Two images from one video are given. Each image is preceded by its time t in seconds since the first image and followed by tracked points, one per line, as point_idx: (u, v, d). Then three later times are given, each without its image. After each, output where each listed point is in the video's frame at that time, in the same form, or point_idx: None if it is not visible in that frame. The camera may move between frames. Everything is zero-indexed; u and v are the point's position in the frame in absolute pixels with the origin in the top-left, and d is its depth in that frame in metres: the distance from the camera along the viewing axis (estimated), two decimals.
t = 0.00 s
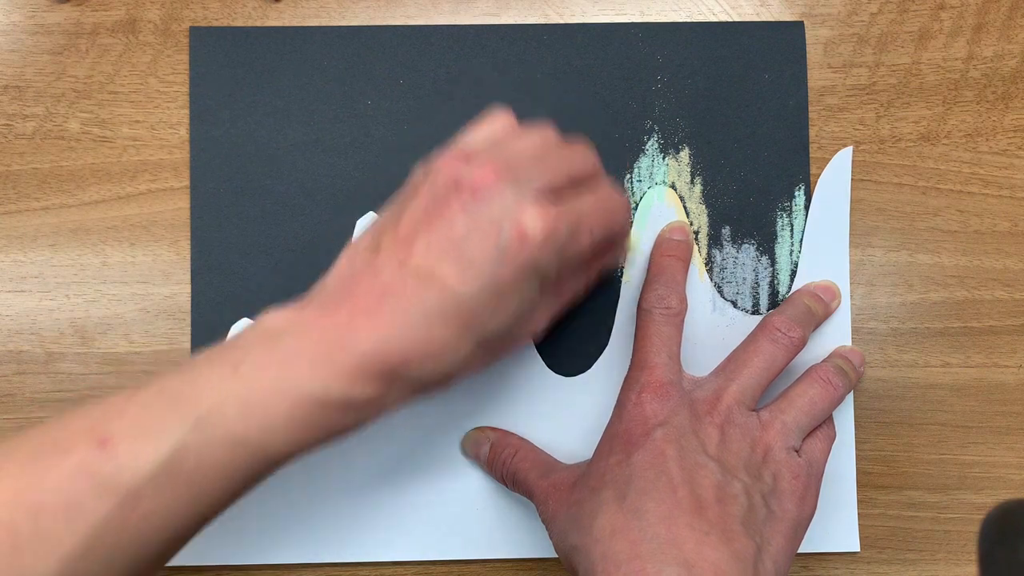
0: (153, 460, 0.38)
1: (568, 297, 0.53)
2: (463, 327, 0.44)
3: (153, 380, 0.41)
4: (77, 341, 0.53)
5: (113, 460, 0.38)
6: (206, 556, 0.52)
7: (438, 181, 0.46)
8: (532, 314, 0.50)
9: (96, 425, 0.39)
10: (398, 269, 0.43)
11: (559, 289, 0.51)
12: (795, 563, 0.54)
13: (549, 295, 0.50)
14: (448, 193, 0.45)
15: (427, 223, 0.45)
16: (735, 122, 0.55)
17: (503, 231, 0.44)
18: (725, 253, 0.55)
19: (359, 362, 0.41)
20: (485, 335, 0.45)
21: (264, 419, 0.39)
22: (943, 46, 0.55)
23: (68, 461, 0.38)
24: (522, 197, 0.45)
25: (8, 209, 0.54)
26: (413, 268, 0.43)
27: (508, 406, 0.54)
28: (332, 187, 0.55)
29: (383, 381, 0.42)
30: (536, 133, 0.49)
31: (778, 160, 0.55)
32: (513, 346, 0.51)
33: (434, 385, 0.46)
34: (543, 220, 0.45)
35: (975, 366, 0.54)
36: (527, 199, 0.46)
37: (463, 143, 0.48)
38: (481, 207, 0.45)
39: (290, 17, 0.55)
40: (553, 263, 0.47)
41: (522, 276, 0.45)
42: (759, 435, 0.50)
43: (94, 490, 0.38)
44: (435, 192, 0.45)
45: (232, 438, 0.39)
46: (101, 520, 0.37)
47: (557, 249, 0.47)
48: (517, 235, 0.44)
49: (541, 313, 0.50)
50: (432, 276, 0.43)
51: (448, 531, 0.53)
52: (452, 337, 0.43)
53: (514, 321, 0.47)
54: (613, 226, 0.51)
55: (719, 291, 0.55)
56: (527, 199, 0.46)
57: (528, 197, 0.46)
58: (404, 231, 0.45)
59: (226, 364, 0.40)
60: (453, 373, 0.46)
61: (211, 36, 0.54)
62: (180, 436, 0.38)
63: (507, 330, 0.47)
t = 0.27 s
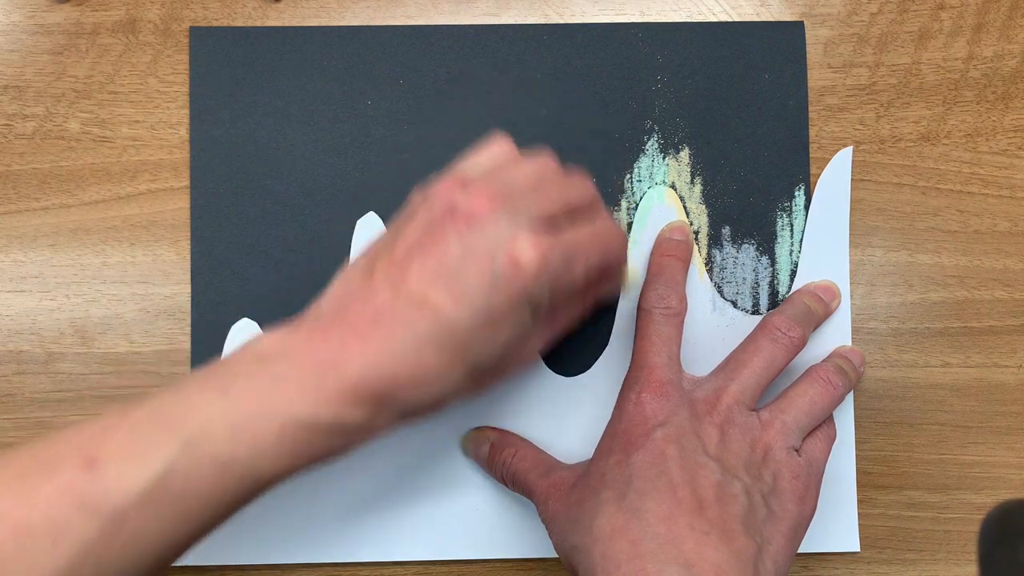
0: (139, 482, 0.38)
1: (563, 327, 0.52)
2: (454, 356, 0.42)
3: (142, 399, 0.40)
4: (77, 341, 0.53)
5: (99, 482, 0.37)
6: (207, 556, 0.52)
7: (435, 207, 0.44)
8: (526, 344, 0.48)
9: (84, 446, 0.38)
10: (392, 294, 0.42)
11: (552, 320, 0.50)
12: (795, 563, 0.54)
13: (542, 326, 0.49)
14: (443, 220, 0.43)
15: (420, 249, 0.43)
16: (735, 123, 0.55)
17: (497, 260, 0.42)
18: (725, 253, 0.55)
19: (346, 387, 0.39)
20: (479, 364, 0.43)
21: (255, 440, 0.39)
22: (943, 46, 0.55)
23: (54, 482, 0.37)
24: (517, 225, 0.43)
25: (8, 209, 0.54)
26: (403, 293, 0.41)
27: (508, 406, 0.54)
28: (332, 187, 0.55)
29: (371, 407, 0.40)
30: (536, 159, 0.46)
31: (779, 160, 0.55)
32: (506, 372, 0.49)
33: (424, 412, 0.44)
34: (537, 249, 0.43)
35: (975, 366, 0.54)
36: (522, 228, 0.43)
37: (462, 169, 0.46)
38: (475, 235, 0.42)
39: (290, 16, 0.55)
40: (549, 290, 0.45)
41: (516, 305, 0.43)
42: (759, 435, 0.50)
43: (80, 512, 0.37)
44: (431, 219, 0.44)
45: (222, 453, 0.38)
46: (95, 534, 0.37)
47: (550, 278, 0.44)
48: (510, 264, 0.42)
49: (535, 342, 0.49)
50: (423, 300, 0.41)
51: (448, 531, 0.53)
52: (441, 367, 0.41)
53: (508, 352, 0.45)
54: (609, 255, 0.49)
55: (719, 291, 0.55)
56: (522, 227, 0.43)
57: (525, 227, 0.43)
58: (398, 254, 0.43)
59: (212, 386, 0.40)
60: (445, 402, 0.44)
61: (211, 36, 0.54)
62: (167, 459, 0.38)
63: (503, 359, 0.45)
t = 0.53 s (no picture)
0: (133, 488, 0.38)
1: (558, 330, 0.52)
2: (450, 360, 0.41)
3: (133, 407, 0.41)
4: (77, 341, 0.53)
5: (92, 488, 0.38)
6: (206, 558, 0.52)
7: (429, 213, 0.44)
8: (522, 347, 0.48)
9: (76, 451, 0.39)
10: (387, 299, 0.41)
11: (549, 323, 0.50)
12: (795, 563, 0.54)
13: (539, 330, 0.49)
14: (438, 226, 0.43)
15: (414, 253, 0.42)
16: (735, 123, 0.55)
17: (492, 264, 0.41)
18: (725, 253, 0.55)
19: (342, 396, 0.39)
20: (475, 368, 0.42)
21: (249, 442, 0.39)
22: (943, 46, 0.55)
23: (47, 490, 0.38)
24: (515, 228, 0.43)
25: (8, 209, 0.54)
26: (398, 300, 0.41)
27: (507, 405, 0.54)
28: (332, 187, 0.55)
29: (366, 413, 0.40)
30: (528, 164, 0.46)
31: (778, 160, 0.55)
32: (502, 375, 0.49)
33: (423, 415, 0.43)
34: (534, 254, 0.43)
35: (975, 366, 0.54)
36: (518, 231, 0.43)
37: (457, 173, 0.46)
38: (471, 240, 0.42)
39: (290, 16, 0.55)
40: (545, 298, 0.44)
41: (513, 311, 0.42)
42: (759, 435, 0.50)
43: (78, 513, 0.38)
44: (426, 224, 0.43)
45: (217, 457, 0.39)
46: (92, 534, 0.38)
47: (548, 282, 0.44)
48: (505, 270, 0.41)
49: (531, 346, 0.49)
50: (419, 306, 0.40)
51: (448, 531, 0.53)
52: (436, 372, 0.40)
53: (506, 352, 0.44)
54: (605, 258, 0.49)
55: (719, 291, 0.55)
56: (518, 231, 0.43)
57: (519, 232, 0.43)
58: (393, 259, 0.43)
59: (208, 391, 0.40)
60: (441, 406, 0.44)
61: (211, 35, 0.54)
62: (166, 452, 0.38)
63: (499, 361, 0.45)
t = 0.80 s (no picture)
0: (133, 484, 0.38)
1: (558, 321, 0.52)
2: (447, 355, 0.42)
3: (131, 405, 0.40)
4: (77, 341, 0.53)
5: (89, 486, 0.37)
6: (207, 557, 0.52)
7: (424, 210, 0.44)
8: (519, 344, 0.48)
9: (74, 449, 0.38)
10: (384, 296, 0.42)
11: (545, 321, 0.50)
12: (795, 563, 0.54)
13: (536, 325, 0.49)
14: (433, 223, 0.44)
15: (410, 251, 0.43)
16: (735, 122, 0.55)
17: (487, 261, 0.43)
18: (725, 253, 0.55)
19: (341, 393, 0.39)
20: (472, 362, 0.43)
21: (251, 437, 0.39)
22: (943, 46, 0.55)
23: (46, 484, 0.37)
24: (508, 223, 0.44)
25: (8, 209, 0.54)
26: (396, 297, 0.42)
27: (507, 405, 0.54)
28: (332, 187, 0.55)
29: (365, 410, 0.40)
30: (522, 159, 0.47)
31: (778, 160, 0.55)
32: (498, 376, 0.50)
33: (420, 413, 0.44)
34: (526, 248, 0.44)
35: (975, 366, 0.54)
36: (511, 227, 0.44)
37: (452, 172, 0.46)
38: (466, 234, 0.43)
39: (290, 16, 0.55)
40: (538, 290, 0.45)
41: (507, 305, 0.43)
42: (759, 435, 0.50)
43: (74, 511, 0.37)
44: (422, 222, 0.44)
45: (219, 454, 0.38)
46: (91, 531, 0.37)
47: (541, 275, 0.45)
48: (501, 263, 0.43)
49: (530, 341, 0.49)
50: (417, 303, 0.41)
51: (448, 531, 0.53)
52: (434, 366, 0.41)
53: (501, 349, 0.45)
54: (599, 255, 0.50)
55: (719, 291, 0.55)
56: (511, 226, 0.44)
57: (513, 228, 0.44)
58: (389, 258, 0.43)
59: (207, 390, 0.39)
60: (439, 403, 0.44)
61: (211, 35, 0.54)
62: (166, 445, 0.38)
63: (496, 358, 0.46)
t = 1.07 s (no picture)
0: (133, 492, 0.38)
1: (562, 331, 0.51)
2: (449, 369, 0.41)
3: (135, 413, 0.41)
4: (77, 341, 0.53)
5: (90, 495, 0.38)
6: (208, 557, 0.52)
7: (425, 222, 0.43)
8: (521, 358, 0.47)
9: (76, 457, 0.39)
10: (384, 309, 0.41)
11: (547, 334, 0.49)
12: (795, 563, 0.54)
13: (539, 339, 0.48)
14: (433, 235, 0.42)
15: (411, 263, 0.42)
16: (735, 123, 0.55)
17: (489, 275, 0.41)
18: (725, 253, 0.55)
19: (343, 404, 0.39)
20: (475, 375, 0.42)
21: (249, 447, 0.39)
22: (943, 46, 0.55)
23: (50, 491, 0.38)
24: (510, 235, 0.42)
25: (8, 209, 0.54)
26: (396, 312, 0.40)
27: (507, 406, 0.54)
28: (332, 187, 0.55)
29: (367, 422, 0.40)
30: (526, 172, 0.45)
31: (778, 160, 0.55)
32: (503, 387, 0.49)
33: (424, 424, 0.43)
34: (530, 260, 0.42)
35: (975, 365, 0.54)
36: (513, 238, 0.42)
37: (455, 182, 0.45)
38: (467, 247, 0.41)
39: (289, 16, 0.55)
40: (543, 304, 0.44)
41: (511, 317, 0.41)
42: (759, 435, 0.50)
43: (73, 522, 0.38)
44: (423, 234, 0.43)
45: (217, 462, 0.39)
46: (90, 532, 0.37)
47: (546, 289, 0.43)
48: (503, 276, 0.41)
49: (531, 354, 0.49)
50: (416, 317, 0.40)
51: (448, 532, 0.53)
52: (436, 379, 0.40)
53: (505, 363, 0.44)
54: (604, 269, 0.48)
55: (719, 291, 0.55)
56: (513, 238, 0.42)
57: (515, 236, 0.42)
58: (390, 268, 0.42)
59: (206, 400, 0.40)
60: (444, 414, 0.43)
61: (211, 35, 0.54)
62: (164, 458, 0.38)
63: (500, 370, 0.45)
